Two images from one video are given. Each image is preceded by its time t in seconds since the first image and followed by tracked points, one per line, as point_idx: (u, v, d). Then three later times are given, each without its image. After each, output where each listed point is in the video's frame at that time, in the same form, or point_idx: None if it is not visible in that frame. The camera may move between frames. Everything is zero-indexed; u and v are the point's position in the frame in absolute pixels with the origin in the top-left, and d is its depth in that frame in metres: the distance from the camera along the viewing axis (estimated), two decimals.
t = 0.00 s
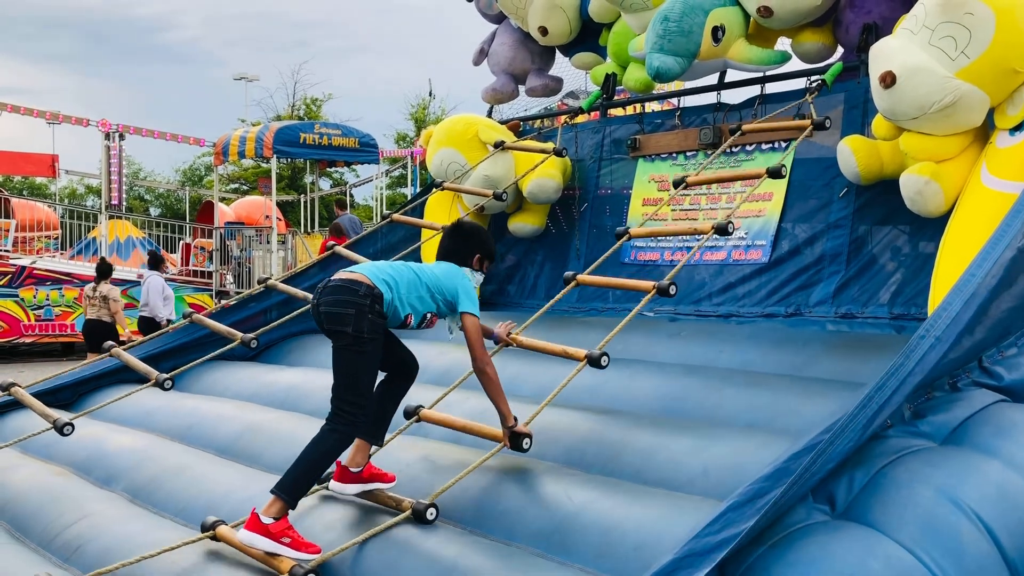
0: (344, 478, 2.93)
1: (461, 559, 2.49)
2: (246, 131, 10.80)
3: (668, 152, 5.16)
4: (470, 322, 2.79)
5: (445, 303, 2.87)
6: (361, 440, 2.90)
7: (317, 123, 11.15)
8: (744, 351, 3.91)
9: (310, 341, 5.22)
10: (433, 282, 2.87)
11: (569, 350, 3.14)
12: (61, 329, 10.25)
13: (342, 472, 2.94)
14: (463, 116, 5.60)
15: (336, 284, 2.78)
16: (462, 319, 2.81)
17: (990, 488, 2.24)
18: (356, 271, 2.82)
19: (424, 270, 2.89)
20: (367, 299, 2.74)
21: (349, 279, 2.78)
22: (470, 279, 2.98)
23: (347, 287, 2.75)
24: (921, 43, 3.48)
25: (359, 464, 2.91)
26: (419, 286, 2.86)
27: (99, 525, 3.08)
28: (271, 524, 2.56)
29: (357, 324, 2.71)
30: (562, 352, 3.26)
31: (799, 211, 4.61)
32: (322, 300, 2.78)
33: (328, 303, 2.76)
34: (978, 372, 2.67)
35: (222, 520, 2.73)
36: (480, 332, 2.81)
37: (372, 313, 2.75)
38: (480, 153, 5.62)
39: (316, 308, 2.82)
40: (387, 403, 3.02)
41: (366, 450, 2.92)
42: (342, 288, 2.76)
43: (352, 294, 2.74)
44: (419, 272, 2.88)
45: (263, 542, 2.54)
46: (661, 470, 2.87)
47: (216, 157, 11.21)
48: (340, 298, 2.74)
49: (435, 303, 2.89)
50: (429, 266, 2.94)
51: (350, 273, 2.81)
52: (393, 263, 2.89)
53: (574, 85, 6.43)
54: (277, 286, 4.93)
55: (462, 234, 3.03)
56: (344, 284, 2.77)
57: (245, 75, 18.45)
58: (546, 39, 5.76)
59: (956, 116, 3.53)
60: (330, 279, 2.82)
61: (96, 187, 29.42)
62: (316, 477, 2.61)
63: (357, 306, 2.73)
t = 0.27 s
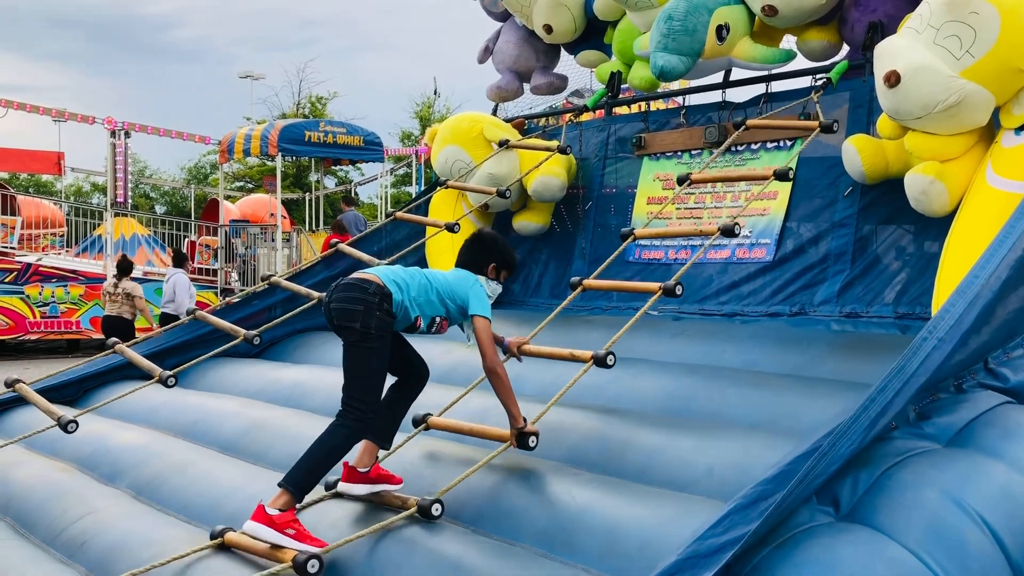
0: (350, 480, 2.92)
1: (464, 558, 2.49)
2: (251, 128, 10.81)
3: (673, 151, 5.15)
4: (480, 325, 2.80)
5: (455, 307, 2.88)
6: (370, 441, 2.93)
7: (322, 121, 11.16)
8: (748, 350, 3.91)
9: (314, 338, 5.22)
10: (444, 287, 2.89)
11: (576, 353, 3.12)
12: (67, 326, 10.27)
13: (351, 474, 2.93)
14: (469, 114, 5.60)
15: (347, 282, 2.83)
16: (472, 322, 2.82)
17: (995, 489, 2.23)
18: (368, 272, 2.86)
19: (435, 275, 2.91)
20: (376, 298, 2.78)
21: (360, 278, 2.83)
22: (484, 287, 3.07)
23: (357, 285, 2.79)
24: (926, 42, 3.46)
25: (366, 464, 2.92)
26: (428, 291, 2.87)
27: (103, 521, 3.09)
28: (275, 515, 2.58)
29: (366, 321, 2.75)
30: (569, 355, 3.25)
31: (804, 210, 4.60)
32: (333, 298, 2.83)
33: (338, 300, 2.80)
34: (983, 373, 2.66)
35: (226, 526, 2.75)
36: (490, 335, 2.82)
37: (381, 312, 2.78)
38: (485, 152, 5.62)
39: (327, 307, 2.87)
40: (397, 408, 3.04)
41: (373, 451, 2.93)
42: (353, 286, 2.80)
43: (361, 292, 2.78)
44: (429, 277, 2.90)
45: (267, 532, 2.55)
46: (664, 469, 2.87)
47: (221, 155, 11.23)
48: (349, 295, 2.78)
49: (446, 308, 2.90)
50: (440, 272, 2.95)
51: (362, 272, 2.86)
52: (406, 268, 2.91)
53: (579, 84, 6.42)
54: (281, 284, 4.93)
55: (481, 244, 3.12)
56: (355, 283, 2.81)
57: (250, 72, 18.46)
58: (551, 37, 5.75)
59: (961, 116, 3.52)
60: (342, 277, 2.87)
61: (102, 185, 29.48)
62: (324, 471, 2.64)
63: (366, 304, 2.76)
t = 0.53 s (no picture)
0: (348, 469, 2.92)
1: (464, 554, 2.49)
2: (255, 126, 10.82)
3: (676, 148, 5.15)
4: (485, 307, 2.80)
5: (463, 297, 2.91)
6: (371, 433, 2.95)
7: (325, 118, 11.17)
8: (749, 347, 3.91)
9: (317, 335, 5.23)
10: (451, 278, 2.92)
11: (570, 337, 3.14)
12: (70, 323, 10.29)
13: (349, 463, 2.93)
14: (472, 111, 5.58)
15: (360, 275, 2.86)
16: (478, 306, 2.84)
17: (995, 485, 2.23)
18: (380, 266, 2.89)
19: (445, 269, 2.93)
20: (386, 292, 2.81)
21: (372, 272, 2.86)
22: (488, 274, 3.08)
23: (370, 278, 2.83)
24: (930, 39, 3.46)
25: (366, 455, 2.92)
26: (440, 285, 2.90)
27: (105, 516, 3.10)
28: (279, 510, 2.60)
29: (375, 313, 2.78)
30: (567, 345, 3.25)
31: (807, 207, 4.60)
32: (346, 289, 2.87)
33: (350, 292, 2.84)
34: (984, 369, 2.66)
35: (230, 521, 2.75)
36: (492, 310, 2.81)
37: (391, 306, 2.81)
38: (488, 148, 5.59)
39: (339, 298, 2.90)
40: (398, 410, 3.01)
41: (373, 443, 2.94)
42: (366, 279, 2.84)
43: (372, 286, 2.81)
44: (440, 270, 2.92)
45: (270, 528, 2.57)
46: (665, 466, 2.87)
47: (224, 152, 11.24)
48: (361, 288, 2.82)
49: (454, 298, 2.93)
50: (450, 265, 2.97)
51: (374, 266, 2.90)
52: (412, 263, 2.94)
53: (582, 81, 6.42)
54: (284, 281, 4.94)
55: (479, 232, 3.12)
56: (369, 275, 2.85)
57: (254, 70, 18.48)
58: (554, 34, 5.75)
59: (965, 113, 3.51)
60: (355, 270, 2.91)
61: (106, 182, 29.55)
62: (322, 460, 2.65)
63: (377, 296, 2.80)
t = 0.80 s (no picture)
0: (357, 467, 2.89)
1: (465, 552, 2.50)
2: (257, 126, 10.84)
3: (677, 147, 5.15)
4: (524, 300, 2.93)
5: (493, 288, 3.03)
6: (378, 432, 2.87)
7: (327, 118, 11.17)
8: (750, 346, 3.91)
9: (319, 334, 5.24)
10: (483, 269, 3.02)
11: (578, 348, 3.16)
12: (74, 322, 10.32)
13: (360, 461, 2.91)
14: (473, 111, 5.59)
15: (397, 257, 2.96)
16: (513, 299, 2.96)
17: (995, 483, 2.23)
18: (414, 249, 2.99)
19: (474, 258, 3.03)
20: (422, 277, 2.91)
21: (408, 255, 2.96)
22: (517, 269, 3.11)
23: (407, 263, 2.92)
24: (930, 37, 3.45)
25: (377, 455, 2.88)
26: (470, 274, 3.01)
27: (108, 515, 3.11)
28: (309, 466, 2.66)
29: (411, 298, 2.89)
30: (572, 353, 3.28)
31: (808, 206, 4.60)
32: (381, 270, 2.96)
33: (386, 274, 2.93)
34: (985, 366, 2.67)
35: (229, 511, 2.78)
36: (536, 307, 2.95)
37: (425, 292, 2.92)
38: (489, 148, 5.60)
39: (372, 279, 2.99)
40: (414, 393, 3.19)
41: (382, 442, 2.89)
42: (403, 262, 2.93)
43: (409, 270, 2.91)
44: (471, 259, 3.02)
45: (298, 481, 2.60)
46: (665, 464, 2.88)
47: (227, 152, 11.26)
48: (397, 270, 2.92)
49: (483, 288, 3.05)
50: (479, 253, 3.07)
51: (409, 249, 2.99)
52: (446, 249, 3.04)
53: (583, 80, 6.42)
54: (285, 280, 4.95)
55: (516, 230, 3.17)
56: (405, 259, 2.94)
57: (257, 70, 18.50)
58: (555, 34, 5.75)
59: (965, 111, 3.51)
60: (390, 252, 3.00)
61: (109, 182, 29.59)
62: (354, 434, 2.80)
63: (412, 281, 2.90)
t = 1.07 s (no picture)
0: (358, 476, 2.87)
1: (465, 556, 2.50)
2: (258, 127, 10.85)
3: (677, 148, 5.15)
4: (540, 278, 3.02)
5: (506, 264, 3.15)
6: (377, 440, 2.88)
7: (328, 120, 11.18)
8: (751, 347, 3.91)
9: (320, 336, 5.24)
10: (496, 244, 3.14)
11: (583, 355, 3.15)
12: (75, 325, 10.33)
13: (361, 468, 2.88)
14: (473, 113, 5.60)
15: (405, 252, 3.08)
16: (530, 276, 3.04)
17: (995, 486, 2.23)
18: (424, 237, 3.11)
19: (487, 234, 3.15)
20: (442, 260, 3.06)
21: (415, 246, 3.08)
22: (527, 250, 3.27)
23: (418, 252, 3.06)
24: (930, 39, 3.45)
25: (378, 462, 2.87)
26: (482, 250, 3.13)
27: (109, 518, 3.11)
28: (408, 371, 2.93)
29: (441, 282, 3.05)
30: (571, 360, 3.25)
31: (808, 207, 4.60)
32: (398, 269, 3.09)
33: (405, 270, 3.07)
34: (985, 369, 2.65)
35: (231, 515, 2.77)
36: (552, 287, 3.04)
37: (449, 273, 3.07)
38: (490, 149, 5.60)
39: (389, 280, 3.12)
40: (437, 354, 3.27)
41: (383, 450, 2.89)
42: (413, 255, 3.06)
43: (426, 258, 3.05)
44: (484, 235, 3.14)
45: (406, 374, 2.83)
46: (666, 466, 2.88)
47: (227, 154, 11.27)
48: (414, 267, 3.05)
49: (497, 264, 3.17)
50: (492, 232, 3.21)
51: (414, 240, 3.11)
52: (461, 227, 3.17)
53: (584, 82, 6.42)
54: (286, 282, 4.95)
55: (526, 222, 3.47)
56: (413, 251, 3.07)
57: (258, 72, 18.52)
58: (555, 35, 5.75)
59: (966, 112, 3.51)
60: (392, 252, 3.12)
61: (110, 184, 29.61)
62: (454, 368, 3.05)
63: (434, 266, 3.05)
